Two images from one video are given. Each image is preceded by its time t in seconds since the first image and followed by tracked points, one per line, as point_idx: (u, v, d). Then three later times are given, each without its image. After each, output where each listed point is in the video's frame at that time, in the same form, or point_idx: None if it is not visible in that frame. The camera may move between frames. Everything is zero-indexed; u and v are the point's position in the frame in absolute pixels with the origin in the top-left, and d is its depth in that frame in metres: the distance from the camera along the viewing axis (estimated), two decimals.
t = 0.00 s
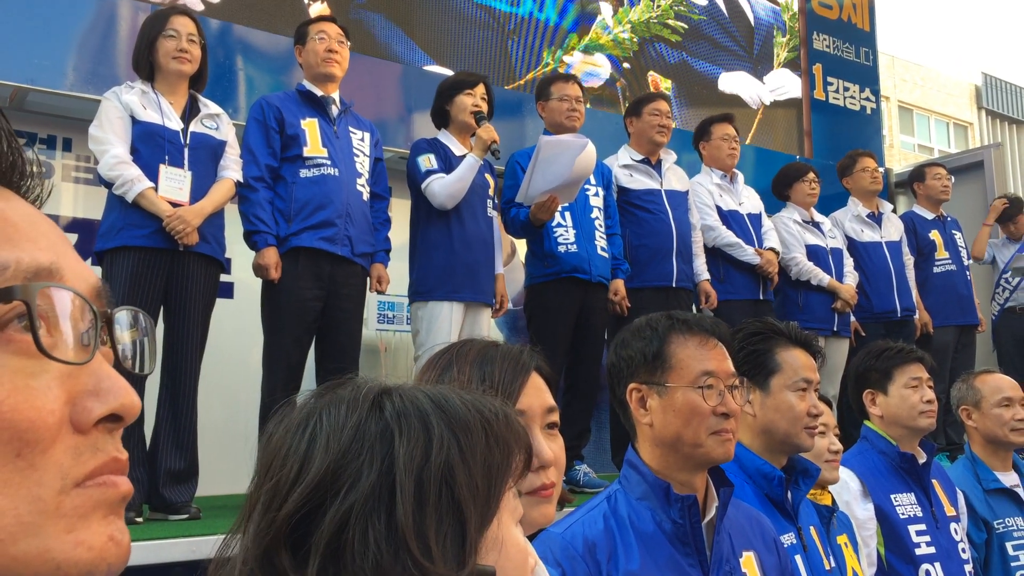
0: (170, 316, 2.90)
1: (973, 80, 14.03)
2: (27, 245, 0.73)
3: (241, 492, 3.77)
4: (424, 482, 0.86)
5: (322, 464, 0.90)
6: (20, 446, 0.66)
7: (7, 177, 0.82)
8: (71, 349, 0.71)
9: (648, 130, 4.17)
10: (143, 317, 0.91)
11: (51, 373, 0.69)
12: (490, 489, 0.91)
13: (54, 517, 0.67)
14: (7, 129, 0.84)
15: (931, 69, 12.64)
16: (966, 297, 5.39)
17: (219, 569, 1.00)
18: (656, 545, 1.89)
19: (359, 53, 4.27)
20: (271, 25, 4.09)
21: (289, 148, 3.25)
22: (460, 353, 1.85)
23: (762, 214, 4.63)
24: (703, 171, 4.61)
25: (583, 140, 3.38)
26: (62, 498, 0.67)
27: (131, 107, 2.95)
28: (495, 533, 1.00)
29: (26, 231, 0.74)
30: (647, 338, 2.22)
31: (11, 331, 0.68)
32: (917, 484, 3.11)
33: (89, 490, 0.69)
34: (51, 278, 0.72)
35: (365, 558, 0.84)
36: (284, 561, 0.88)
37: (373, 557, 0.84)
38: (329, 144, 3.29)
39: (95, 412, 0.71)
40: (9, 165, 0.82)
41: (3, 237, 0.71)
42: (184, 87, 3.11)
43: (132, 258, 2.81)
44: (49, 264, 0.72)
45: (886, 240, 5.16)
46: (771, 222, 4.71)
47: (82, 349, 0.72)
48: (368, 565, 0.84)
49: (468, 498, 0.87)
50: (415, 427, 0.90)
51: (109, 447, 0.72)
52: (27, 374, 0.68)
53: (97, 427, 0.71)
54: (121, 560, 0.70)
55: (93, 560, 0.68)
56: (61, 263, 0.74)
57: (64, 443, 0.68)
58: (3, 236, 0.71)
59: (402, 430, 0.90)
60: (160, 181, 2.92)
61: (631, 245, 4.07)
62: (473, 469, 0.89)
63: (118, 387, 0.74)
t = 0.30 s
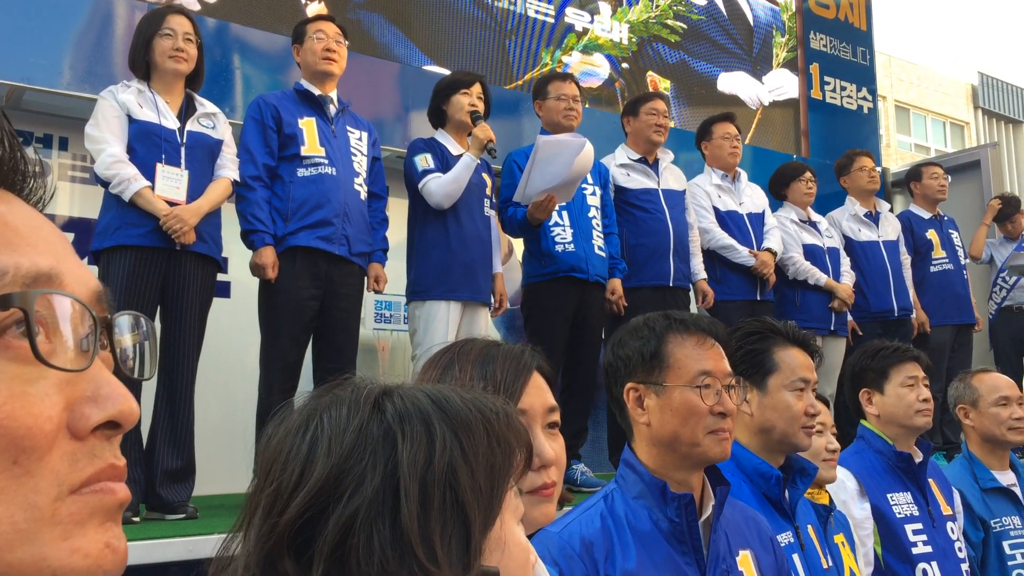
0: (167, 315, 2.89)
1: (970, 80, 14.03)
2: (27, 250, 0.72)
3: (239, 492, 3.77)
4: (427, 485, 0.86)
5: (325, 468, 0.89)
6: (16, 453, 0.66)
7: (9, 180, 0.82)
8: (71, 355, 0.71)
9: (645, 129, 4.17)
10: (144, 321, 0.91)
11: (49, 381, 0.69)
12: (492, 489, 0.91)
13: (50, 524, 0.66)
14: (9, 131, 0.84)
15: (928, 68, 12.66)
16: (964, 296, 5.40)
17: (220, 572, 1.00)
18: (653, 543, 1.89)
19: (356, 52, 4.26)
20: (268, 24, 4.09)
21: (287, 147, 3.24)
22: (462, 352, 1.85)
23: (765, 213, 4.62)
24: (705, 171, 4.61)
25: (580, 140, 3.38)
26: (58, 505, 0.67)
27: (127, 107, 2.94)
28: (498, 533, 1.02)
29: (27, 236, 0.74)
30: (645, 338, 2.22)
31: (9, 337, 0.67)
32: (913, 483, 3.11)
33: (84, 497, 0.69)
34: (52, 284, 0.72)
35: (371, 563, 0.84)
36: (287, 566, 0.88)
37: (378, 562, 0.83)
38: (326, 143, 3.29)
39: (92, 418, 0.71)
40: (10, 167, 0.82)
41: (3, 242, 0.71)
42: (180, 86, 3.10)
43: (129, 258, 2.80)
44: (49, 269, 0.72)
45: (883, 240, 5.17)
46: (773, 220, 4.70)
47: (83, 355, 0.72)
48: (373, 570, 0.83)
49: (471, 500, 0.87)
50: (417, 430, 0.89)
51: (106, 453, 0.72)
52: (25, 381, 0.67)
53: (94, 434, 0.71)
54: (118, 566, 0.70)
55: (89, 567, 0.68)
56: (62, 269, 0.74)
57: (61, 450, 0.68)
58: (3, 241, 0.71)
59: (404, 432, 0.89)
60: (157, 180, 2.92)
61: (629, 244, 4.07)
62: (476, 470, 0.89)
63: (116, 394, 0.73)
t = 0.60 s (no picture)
0: (166, 315, 2.89)
1: (967, 79, 14.04)
2: (24, 251, 0.72)
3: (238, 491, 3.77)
4: (436, 486, 0.85)
5: (333, 469, 0.89)
6: (9, 456, 0.66)
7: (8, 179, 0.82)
8: (65, 357, 0.70)
9: (643, 129, 4.17)
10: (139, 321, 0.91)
11: (43, 384, 0.69)
12: (501, 489, 0.90)
13: (43, 527, 0.66)
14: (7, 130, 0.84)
15: (926, 68, 12.66)
16: (963, 296, 5.41)
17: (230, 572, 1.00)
18: (653, 543, 1.89)
19: (355, 51, 4.26)
20: (266, 23, 4.08)
21: (287, 146, 3.24)
22: (465, 351, 1.84)
23: (763, 213, 4.62)
24: (705, 170, 4.61)
25: (580, 139, 3.38)
26: (51, 507, 0.67)
27: (126, 105, 2.94)
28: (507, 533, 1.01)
29: (26, 237, 0.74)
30: (645, 337, 2.22)
31: (5, 340, 0.67)
32: (913, 482, 3.12)
33: (78, 500, 0.69)
34: (48, 286, 0.72)
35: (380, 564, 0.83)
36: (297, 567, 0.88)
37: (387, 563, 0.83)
38: (325, 142, 3.28)
39: (86, 421, 0.71)
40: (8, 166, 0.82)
41: None
42: (179, 85, 3.10)
43: (127, 257, 2.80)
44: (45, 271, 0.72)
45: (882, 239, 5.17)
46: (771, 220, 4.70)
47: (76, 357, 0.71)
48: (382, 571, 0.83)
49: (480, 501, 0.87)
50: (426, 430, 0.89)
51: (100, 456, 0.72)
52: (19, 383, 0.67)
53: (89, 437, 0.71)
54: (112, 569, 0.70)
55: (82, 570, 0.68)
56: (58, 271, 0.74)
57: (55, 452, 0.68)
58: None
59: (413, 432, 0.89)
60: (156, 178, 2.91)
61: (627, 243, 4.07)
62: (485, 470, 0.89)
63: (111, 396, 0.73)
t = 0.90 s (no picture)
0: (165, 315, 2.89)
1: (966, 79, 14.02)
2: (25, 259, 0.72)
3: (237, 491, 3.77)
4: (444, 487, 0.85)
5: (342, 468, 0.88)
6: (3, 465, 0.67)
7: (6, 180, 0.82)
8: (60, 368, 0.71)
9: (642, 129, 4.17)
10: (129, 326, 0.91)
11: (37, 394, 0.69)
12: (509, 490, 0.90)
13: (34, 537, 0.68)
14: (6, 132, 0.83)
15: (924, 67, 12.65)
16: (961, 295, 5.41)
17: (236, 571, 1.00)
18: (653, 543, 1.89)
19: (354, 51, 4.26)
20: (265, 23, 4.08)
21: (286, 145, 3.23)
22: (467, 351, 1.84)
23: (761, 212, 4.62)
24: (703, 170, 4.60)
25: (579, 139, 3.37)
26: (42, 517, 0.68)
27: (126, 104, 2.94)
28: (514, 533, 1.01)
29: (23, 244, 0.73)
30: (644, 337, 2.22)
31: (5, 349, 0.68)
32: (914, 482, 3.12)
33: (69, 510, 0.70)
34: (48, 296, 0.72)
35: (387, 564, 0.83)
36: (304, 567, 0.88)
37: (395, 563, 0.83)
38: (325, 142, 3.28)
39: (79, 431, 0.72)
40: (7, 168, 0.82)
41: None
42: (179, 84, 3.10)
43: (126, 257, 2.80)
44: (44, 282, 0.72)
45: (882, 239, 5.17)
46: (770, 219, 4.71)
47: (71, 366, 0.72)
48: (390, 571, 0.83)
49: (489, 501, 0.87)
50: (434, 430, 0.89)
51: (91, 466, 0.73)
52: (14, 393, 0.68)
53: (80, 447, 0.72)
54: None
55: None
56: (57, 280, 0.74)
57: (48, 462, 0.69)
58: None
59: (421, 432, 0.88)
60: (155, 178, 2.91)
61: (626, 243, 4.07)
62: (493, 471, 0.89)
63: (103, 406, 0.75)
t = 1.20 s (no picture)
0: (165, 312, 2.88)
1: (965, 78, 14.03)
2: (31, 258, 0.72)
3: (237, 489, 3.76)
4: (470, 489, 0.84)
5: (365, 475, 0.87)
6: (4, 470, 0.66)
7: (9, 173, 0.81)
8: (63, 369, 0.71)
9: (643, 128, 4.17)
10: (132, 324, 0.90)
11: (40, 396, 0.69)
12: (532, 487, 0.90)
13: (34, 542, 0.68)
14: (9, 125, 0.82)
15: (923, 67, 12.66)
16: (961, 295, 5.41)
17: None
18: (660, 542, 1.89)
19: (355, 49, 4.26)
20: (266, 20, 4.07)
21: (288, 142, 3.22)
22: (478, 349, 1.83)
23: (763, 210, 4.62)
24: (703, 169, 4.60)
25: (582, 137, 3.37)
26: (42, 523, 0.68)
27: (126, 101, 2.93)
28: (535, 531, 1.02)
29: (27, 241, 0.72)
30: (652, 336, 2.22)
31: (8, 352, 0.67)
32: (918, 483, 3.12)
33: (69, 515, 0.70)
34: (53, 297, 0.72)
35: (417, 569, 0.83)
36: None
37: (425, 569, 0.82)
38: (327, 139, 3.28)
39: (81, 434, 0.71)
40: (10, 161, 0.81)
41: (5, 250, 0.70)
42: (180, 81, 3.09)
43: (127, 254, 2.79)
44: (49, 284, 0.72)
45: (882, 238, 5.17)
46: (771, 218, 4.71)
47: (74, 367, 0.72)
48: None
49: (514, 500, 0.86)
50: (457, 431, 0.88)
51: (92, 470, 0.73)
52: (17, 396, 0.68)
53: (82, 450, 0.72)
54: None
55: None
56: (62, 280, 0.73)
57: (49, 466, 0.69)
58: (6, 248, 0.70)
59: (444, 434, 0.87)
60: (156, 175, 2.90)
61: (627, 242, 4.07)
62: (517, 470, 0.88)
63: (105, 408, 0.74)
